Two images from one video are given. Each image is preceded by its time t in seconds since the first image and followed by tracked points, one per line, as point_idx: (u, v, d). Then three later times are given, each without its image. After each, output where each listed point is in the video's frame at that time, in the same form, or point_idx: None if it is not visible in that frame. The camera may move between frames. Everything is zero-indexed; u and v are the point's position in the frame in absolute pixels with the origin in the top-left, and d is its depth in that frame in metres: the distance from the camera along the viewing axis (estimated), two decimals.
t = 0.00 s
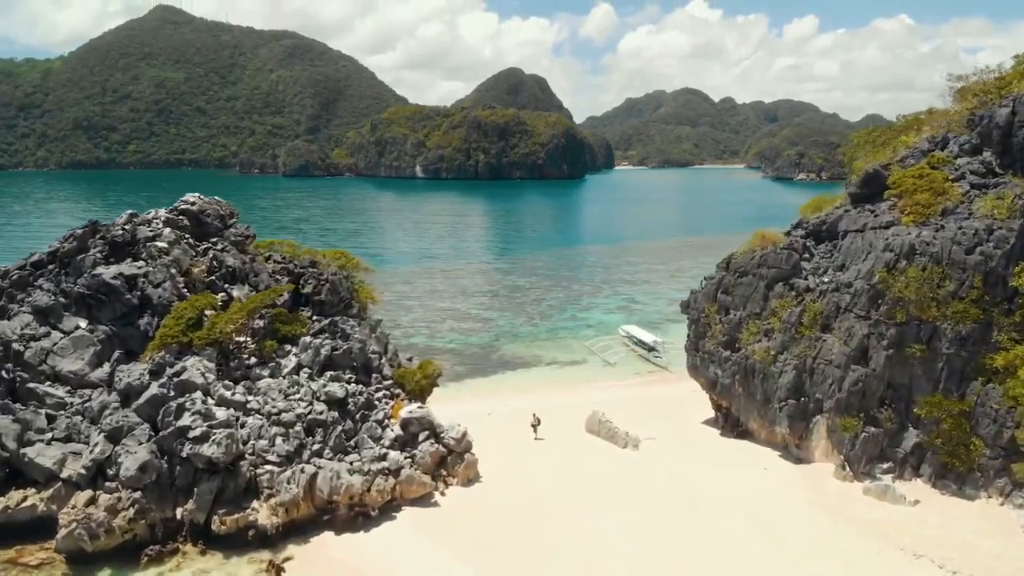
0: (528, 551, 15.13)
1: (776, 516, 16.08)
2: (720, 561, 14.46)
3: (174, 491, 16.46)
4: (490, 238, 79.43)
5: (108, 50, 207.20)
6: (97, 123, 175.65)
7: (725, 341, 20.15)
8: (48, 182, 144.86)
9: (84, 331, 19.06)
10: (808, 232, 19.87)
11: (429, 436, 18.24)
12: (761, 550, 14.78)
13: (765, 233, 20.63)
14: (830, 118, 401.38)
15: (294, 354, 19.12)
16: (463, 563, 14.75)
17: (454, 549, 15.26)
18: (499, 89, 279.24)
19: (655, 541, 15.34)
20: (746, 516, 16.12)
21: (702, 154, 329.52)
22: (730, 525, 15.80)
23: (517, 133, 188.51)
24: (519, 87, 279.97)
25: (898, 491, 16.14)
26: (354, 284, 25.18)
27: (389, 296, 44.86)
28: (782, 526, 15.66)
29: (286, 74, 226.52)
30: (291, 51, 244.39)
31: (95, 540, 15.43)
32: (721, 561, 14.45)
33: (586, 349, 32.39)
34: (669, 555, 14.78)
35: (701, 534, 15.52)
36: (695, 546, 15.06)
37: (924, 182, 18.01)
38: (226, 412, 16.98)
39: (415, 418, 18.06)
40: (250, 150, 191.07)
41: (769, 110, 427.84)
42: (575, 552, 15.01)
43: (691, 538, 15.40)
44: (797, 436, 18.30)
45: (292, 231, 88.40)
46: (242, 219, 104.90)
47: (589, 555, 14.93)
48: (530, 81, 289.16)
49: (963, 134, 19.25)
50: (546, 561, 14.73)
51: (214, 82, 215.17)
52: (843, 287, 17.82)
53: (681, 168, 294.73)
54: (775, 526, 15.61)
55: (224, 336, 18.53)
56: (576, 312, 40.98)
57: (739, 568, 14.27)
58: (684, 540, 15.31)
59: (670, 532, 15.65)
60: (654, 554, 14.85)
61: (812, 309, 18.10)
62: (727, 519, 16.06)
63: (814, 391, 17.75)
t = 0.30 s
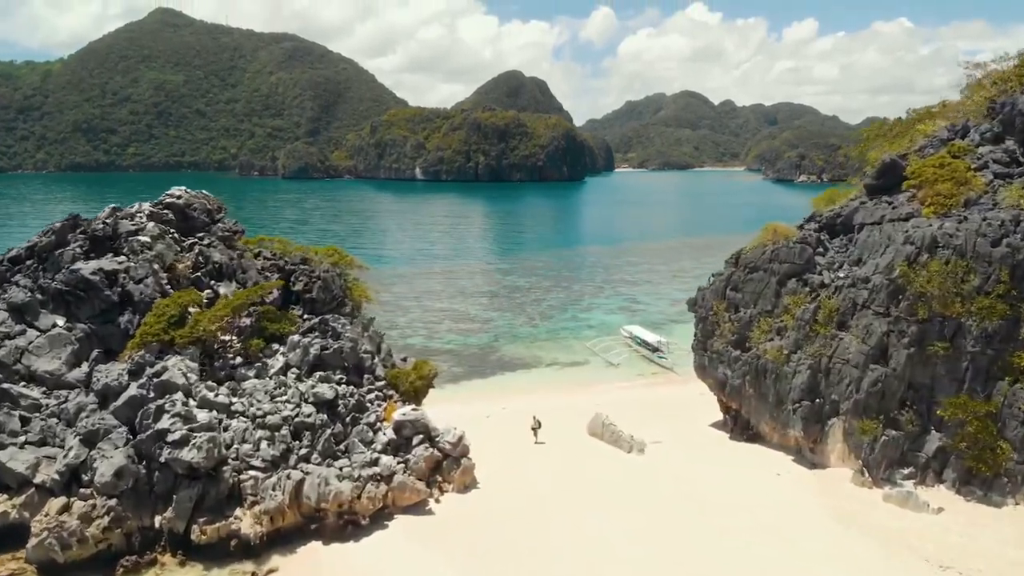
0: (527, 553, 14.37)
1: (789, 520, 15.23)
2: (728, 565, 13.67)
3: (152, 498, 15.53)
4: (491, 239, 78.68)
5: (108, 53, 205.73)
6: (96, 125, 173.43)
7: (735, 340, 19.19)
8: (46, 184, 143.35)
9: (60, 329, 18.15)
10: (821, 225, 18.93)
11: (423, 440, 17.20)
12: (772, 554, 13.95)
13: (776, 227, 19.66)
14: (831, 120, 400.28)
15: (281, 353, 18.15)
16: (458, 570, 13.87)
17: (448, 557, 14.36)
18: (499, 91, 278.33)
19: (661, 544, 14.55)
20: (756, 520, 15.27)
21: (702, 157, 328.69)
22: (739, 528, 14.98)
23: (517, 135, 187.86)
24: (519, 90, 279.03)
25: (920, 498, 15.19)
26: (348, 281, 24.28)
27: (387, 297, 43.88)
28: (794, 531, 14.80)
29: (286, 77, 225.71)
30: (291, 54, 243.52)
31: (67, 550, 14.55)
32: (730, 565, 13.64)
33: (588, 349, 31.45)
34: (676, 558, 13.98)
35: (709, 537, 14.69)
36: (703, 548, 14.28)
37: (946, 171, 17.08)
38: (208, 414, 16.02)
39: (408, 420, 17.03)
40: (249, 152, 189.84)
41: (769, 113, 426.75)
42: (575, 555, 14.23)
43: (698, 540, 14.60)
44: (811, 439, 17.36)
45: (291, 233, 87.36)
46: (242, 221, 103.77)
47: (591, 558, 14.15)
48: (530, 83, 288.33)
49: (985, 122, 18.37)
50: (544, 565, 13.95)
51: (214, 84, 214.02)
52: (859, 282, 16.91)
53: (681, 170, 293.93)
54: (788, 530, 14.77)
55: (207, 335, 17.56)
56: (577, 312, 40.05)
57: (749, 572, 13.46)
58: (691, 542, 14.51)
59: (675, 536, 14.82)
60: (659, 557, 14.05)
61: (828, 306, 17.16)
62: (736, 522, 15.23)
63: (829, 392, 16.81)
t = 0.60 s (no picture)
0: (526, 561, 13.44)
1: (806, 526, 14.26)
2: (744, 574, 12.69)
3: (124, 507, 14.46)
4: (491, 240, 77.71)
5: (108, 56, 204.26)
6: (96, 129, 170.78)
7: (747, 339, 18.11)
8: (44, 187, 141.94)
9: (32, 327, 17.09)
10: (838, 217, 17.88)
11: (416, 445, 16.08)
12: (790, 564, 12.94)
13: (791, 219, 18.56)
14: (831, 124, 399.65)
15: (265, 352, 17.08)
16: None
17: (441, 568, 13.31)
18: (499, 95, 277.22)
19: (669, 549, 13.65)
20: (771, 525, 14.30)
21: (703, 160, 327.75)
22: (752, 534, 14.05)
23: (517, 138, 187.11)
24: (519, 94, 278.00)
25: (950, 507, 14.11)
26: (339, 278, 23.26)
27: (384, 297, 42.77)
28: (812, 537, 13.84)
29: (286, 80, 224.70)
30: (291, 57, 242.56)
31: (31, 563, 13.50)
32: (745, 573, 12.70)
33: (590, 350, 30.41)
34: (686, 567, 13.03)
35: (720, 541, 13.79)
36: (714, 554, 13.38)
37: (972, 160, 16.07)
38: (185, 418, 14.94)
39: (400, 424, 15.91)
40: (249, 155, 188.59)
41: (769, 117, 426.10)
42: (577, 561, 13.35)
43: (708, 545, 13.69)
44: (829, 444, 16.30)
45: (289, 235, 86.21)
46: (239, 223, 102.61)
47: (593, 564, 13.26)
48: (530, 87, 287.42)
49: (1011, 108, 17.37)
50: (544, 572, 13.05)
51: (214, 88, 212.67)
52: (880, 276, 15.88)
53: (682, 174, 293.12)
54: (806, 537, 13.80)
55: (185, 333, 16.48)
56: (579, 313, 39.04)
57: None
58: (700, 547, 13.61)
59: (684, 542, 13.86)
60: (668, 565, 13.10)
61: (847, 301, 16.11)
62: (749, 528, 14.29)
63: (850, 394, 15.75)
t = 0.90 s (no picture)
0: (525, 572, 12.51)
1: (823, 534, 13.37)
2: None
3: (94, 516, 13.45)
4: (491, 241, 76.71)
5: (107, 59, 202.09)
6: (95, 132, 166.48)
7: (760, 338, 17.05)
8: (41, 190, 139.95)
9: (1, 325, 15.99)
10: (857, 208, 16.85)
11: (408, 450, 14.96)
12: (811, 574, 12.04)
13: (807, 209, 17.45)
14: (831, 128, 398.32)
15: (248, 351, 15.96)
16: None
17: None
18: (499, 98, 275.89)
19: (678, 556, 12.80)
20: (788, 534, 13.41)
21: (703, 164, 326.65)
22: (765, 541, 13.19)
23: (517, 141, 186.17)
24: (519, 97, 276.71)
25: (983, 516, 13.06)
26: (330, 275, 22.21)
27: (379, 299, 41.52)
28: (831, 545, 12.92)
29: (285, 83, 223.21)
30: (291, 60, 241.17)
31: None
32: None
33: (591, 351, 29.34)
34: None
35: (731, 548, 12.99)
36: (724, 560, 12.59)
37: (1003, 144, 15.02)
38: (159, 421, 13.87)
39: (391, 428, 14.72)
40: (248, 159, 186.94)
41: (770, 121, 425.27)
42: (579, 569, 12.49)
43: (719, 552, 12.89)
44: (849, 449, 15.25)
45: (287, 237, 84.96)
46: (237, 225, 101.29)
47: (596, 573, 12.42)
48: (530, 91, 286.21)
49: None
50: None
51: (214, 91, 210.65)
52: (904, 269, 14.84)
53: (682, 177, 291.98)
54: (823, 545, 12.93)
55: (162, 330, 15.39)
56: (579, 314, 37.88)
57: None
58: (709, 554, 12.80)
59: (693, 551, 13.00)
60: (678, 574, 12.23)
61: (869, 296, 15.06)
62: (763, 535, 13.40)
63: (872, 395, 14.71)
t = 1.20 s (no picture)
0: None
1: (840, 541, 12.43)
2: None
3: (56, 528, 12.44)
4: (492, 242, 75.79)
5: (107, 63, 198.82)
6: (95, 136, 162.67)
7: (774, 336, 16.01)
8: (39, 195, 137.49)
9: None
10: (877, 197, 15.83)
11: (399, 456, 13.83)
12: None
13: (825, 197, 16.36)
14: (831, 132, 397.45)
15: (228, 349, 14.88)
16: None
17: None
18: (499, 102, 274.46)
19: (687, 565, 11.91)
20: (803, 542, 12.48)
21: (704, 168, 325.42)
22: (777, 549, 12.29)
23: (517, 144, 185.33)
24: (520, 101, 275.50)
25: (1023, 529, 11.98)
26: (320, 272, 21.08)
27: (375, 300, 40.32)
28: (849, 553, 11.99)
29: (285, 87, 221.32)
30: (291, 64, 239.34)
31: None
32: None
33: (593, 352, 28.37)
34: None
35: (740, 557, 12.10)
36: (734, 569, 11.73)
37: None
38: (127, 424, 12.79)
39: (380, 432, 13.62)
40: (248, 163, 185.04)
41: (770, 125, 424.23)
42: None
43: (727, 560, 12.00)
44: (872, 455, 14.21)
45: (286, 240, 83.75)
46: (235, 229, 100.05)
47: None
48: (530, 95, 285.05)
49: None
50: None
51: (213, 95, 207.78)
52: (931, 260, 13.81)
53: (683, 181, 290.81)
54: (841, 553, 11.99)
55: (134, 326, 14.33)
56: (581, 315, 36.86)
57: None
58: (718, 562, 11.94)
59: (700, 560, 12.08)
60: None
61: (892, 290, 14.04)
62: (775, 542, 12.50)
63: (897, 396, 13.68)
